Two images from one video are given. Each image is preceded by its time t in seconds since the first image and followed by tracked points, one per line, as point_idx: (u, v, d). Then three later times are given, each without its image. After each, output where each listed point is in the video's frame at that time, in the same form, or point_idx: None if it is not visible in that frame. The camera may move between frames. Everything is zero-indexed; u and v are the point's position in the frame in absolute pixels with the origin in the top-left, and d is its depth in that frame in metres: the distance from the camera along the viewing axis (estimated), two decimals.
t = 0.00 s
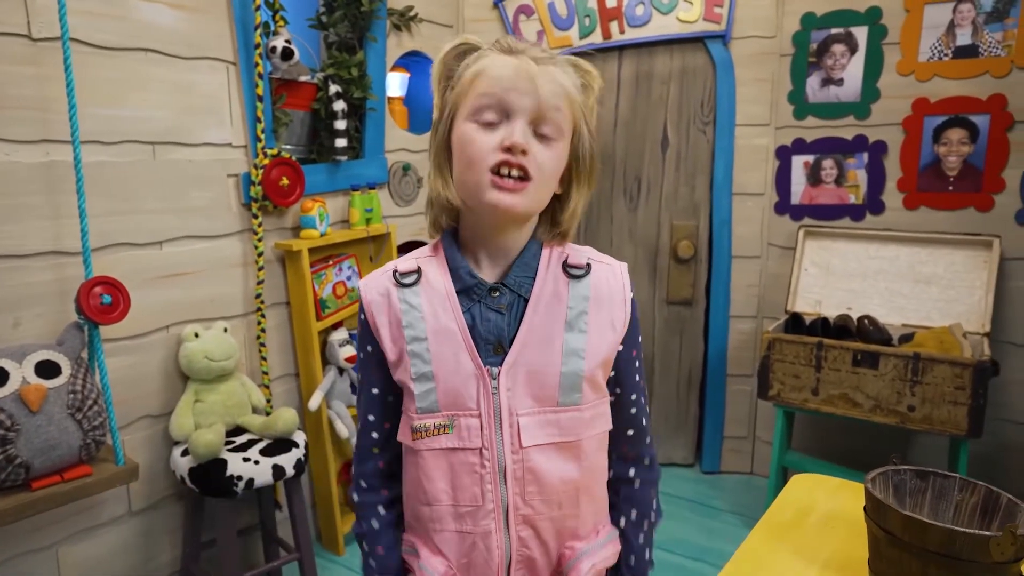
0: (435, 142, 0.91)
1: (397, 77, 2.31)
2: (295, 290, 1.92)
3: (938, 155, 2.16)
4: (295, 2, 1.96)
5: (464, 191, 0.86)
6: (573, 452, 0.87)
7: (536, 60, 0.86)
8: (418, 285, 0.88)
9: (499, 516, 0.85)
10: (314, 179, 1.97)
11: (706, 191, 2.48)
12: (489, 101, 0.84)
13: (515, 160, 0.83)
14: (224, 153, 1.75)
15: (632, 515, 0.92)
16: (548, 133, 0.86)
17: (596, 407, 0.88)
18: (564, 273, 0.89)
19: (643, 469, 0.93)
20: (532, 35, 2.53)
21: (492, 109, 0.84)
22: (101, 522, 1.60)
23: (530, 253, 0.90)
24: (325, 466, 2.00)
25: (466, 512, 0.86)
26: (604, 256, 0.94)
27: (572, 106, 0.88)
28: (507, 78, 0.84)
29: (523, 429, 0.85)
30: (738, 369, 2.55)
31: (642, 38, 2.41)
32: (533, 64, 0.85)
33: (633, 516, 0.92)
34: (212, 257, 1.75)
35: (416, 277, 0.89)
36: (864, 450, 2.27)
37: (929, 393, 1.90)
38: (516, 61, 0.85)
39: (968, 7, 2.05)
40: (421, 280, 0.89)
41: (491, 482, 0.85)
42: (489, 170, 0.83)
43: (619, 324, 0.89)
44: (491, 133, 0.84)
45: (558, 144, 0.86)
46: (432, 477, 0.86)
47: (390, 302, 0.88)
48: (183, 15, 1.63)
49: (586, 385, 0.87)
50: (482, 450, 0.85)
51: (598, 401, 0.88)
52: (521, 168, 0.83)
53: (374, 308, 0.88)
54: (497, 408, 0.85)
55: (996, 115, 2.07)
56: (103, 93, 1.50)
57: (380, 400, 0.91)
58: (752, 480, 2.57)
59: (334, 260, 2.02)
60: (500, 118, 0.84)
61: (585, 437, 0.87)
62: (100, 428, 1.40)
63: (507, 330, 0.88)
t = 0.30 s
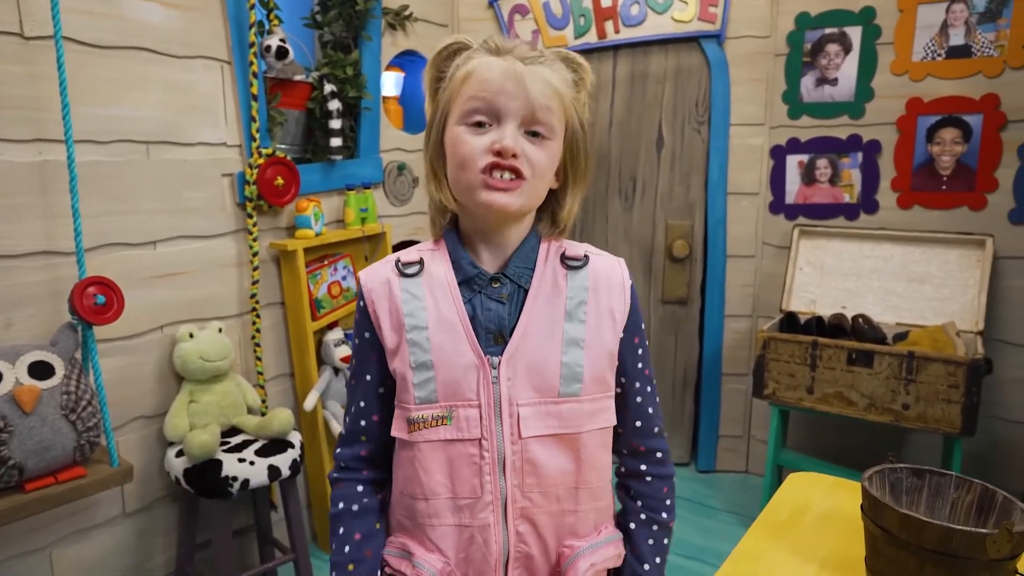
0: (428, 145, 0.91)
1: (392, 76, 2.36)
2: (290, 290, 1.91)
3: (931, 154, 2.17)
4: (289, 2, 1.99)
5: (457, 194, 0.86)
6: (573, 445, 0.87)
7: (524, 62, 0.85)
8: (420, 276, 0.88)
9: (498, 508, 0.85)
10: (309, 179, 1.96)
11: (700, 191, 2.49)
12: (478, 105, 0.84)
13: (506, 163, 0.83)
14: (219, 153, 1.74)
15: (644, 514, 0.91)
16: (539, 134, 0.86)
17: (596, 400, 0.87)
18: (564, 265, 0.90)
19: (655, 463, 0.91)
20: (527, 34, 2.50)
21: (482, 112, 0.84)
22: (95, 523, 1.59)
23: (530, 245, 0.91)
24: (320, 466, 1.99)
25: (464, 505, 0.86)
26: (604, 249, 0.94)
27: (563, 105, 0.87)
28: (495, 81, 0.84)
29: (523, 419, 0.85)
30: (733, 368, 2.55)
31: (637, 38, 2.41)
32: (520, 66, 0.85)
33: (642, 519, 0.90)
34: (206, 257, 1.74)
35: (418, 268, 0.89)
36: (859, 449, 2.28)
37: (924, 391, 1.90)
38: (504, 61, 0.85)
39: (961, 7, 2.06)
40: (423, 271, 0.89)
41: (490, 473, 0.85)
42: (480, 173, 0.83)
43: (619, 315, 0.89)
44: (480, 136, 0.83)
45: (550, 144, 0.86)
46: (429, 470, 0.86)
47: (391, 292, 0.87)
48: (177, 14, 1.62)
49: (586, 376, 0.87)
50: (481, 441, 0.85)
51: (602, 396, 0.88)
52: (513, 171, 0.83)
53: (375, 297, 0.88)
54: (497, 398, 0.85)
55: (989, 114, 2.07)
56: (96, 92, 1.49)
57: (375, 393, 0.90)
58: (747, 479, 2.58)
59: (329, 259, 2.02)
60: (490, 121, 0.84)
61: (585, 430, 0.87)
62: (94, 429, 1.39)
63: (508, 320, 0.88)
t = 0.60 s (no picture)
0: (429, 149, 0.92)
1: (387, 75, 2.28)
2: (284, 290, 1.90)
3: (925, 154, 2.18)
4: None
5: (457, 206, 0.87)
6: (572, 447, 0.86)
7: (524, 72, 0.84)
8: (421, 278, 0.88)
9: (496, 510, 0.85)
10: (303, 178, 1.95)
11: (696, 190, 2.49)
12: (477, 119, 0.84)
13: (505, 180, 0.83)
14: (213, 152, 1.73)
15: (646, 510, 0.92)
16: (539, 148, 0.85)
17: (595, 402, 0.87)
18: (564, 268, 0.89)
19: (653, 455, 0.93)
20: (522, 33, 2.51)
21: (481, 126, 0.84)
22: (88, 525, 1.58)
23: (530, 248, 0.91)
24: (316, 466, 1.98)
25: (463, 505, 0.85)
26: (605, 251, 0.93)
27: (564, 115, 0.86)
28: (494, 93, 0.83)
29: (522, 422, 0.85)
30: (728, 368, 2.56)
31: (632, 37, 2.41)
32: (520, 78, 0.83)
33: (643, 512, 0.92)
34: (200, 256, 1.73)
35: (418, 271, 0.89)
36: (854, 447, 2.28)
37: (919, 390, 1.91)
38: (504, 72, 0.83)
39: (955, 7, 2.06)
40: (423, 274, 0.89)
41: (488, 475, 0.85)
42: (478, 190, 0.84)
43: (618, 318, 0.88)
44: (479, 151, 0.83)
45: (550, 157, 0.86)
46: (430, 470, 0.86)
47: (392, 294, 0.87)
48: (170, 12, 1.61)
49: (585, 380, 0.86)
50: (480, 443, 0.85)
51: (598, 397, 0.87)
52: (511, 188, 0.84)
53: (376, 300, 0.88)
54: (496, 401, 0.85)
55: (982, 114, 2.08)
56: (89, 91, 1.48)
57: (379, 390, 0.91)
58: (742, 478, 2.58)
59: (324, 259, 2.01)
60: (489, 134, 0.84)
61: (584, 432, 0.87)
62: (88, 429, 1.38)
63: (507, 323, 0.88)
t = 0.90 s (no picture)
0: (432, 147, 0.91)
1: (382, 74, 2.31)
2: (279, 289, 1.89)
3: (920, 153, 2.18)
4: None
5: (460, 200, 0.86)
6: (572, 455, 0.86)
7: (528, 66, 0.84)
8: (420, 284, 0.87)
9: (496, 518, 0.84)
10: (298, 177, 1.94)
11: (691, 190, 2.49)
12: (481, 111, 0.83)
13: (508, 170, 0.82)
14: (207, 151, 1.72)
15: (635, 529, 0.91)
16: (542, 140, 0.84)
17: (595, 409, 0.86)
18: (564, 274, 0.88)
19: (645, 473, 0.92)
20: (518, 33, 2.50)
21: (486, 118, 0.83)
22: (81, 528, 1.56)
23: (531, 252, 0.90)
24: (311, 468, 1.97)
25: (463, 513, 0.85)
26: (606, 257, 0.93)
27: (567, 110, 0.86)
28: (499, 85, 0.82)
29: (522, 429, 0.84)
30: (724, 367, 2.56)
31: (628, 36, 2.40)
32: (524, 70, 0.83)
33: (632, 533, 0.91)
34: (194, 256, 1.72)
35: (418, 276, 0.88)
36: (850, 447, 2.29)
37: (915, 389, 1.91)
38: (509, 66, 0.84)
39: (949, 7, 2.07)
40: (423, 279, 0.88)
41: (488, 483, 0.84)
42: (483, 180, 0.82)
43: (618, 324, 0.88)
44: (483, 142, 0.83)
45: (553, 150, 0.85)
46: (429, 478, 0.85)
47: (392, 301, 0.86)
48: (164, 10, 1.60)
49: (586, 387, 0.86)
50: (480, 451, 0.84)
51: (598, 405, 0.87)
52: (515, 178, 0.82)
53: (375, 305, 0.87)
54: (496, 409, 0.84)
55: (976, 113, 2.09)
56: (81, 89, 1.47)
57: (382, 399, 0.90)
58: (738, 478, 2.59)
59: (319, 259, 2.00)
60: (494, 126, 0.83)
61: (584, 440, 0.86)
62: (81, 432, 1.37)
63: (507, 330, 0.87)
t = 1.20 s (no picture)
0: (428, 150, 0.90)
1: (378, 74, 2.33)
2: (274, 290, 1.87)
3: (915, 153, 2.18)
4: None
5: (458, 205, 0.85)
6: (574, 451, 0.85)
7: (524, 69, 0.83)
8: (419, 284, 0.87)
9: (499, 516, 0.84)
10: (294, 178, 1.93)
11: (687, 190, 2.49)
12: (479, 117, 0.82)
13: (506, 176, 0.81)
14: (201, 151, 1.71)
15: (636, 527, 0.91)
16: (539, 144, 0.84)
17: (596, 404, 0.86)
18: (563, 271, 0.88)
19: (646, 471, 0.91)
20: (513, 33, 2.49)
21: (483, 123, 0.82)
22: (75, 531, 1.55)
23: (530, 249, 0.89)
24: (307, 469, 1.95)
25: (466, 512, 0.84)
26: (603, 252, 0.93)
27: (563, 113, 0.85)
28: (495, 91, 0.81)
29: (525, 426, 0.84)
30: (720, 367, 2.56)
31: (624, 36, 2.40)
32: (520, 74, 0.82)
33: (634, 531, 0.91)
34: (189, 257, 1.71)
35: (416, 276, 0.87)
36: (846, 446, 2.29)
37: (910, 389, 1.92)
38: (504, 70, 0.83)
39: (943, 8, 2.08)
40: (422, 278, 0.87)
41: (491, 481, 0.83)
42: (481, 187, 0.82)
43: (618, 319, 0.88)
44: (481, 148, 0.82)
45: (550, 154, 0.84)
46: (431, 477, 0.84)
47: (391, 301, 0.86)
48: (159, 9, 1.59)
49: (586, 383, 0.85)
50: (483, 448, 0.84)
51: (599, 400, 0.86)
52: (512, 184, 0.82)
53: (375, 306, 0.86)
54: (498, 405, 0.84)
55: (971, 114, 2.09)
56: (74, 88, 1.45)
57: (381, 401, 0.89)
58: (734, 478, 2.59)
59: (314, 260, 1.99)
60: (491, 131, 0.82)
61: (586, 436, 0.85)
62: (75, 436, 1.35)
63: (508, 326, 0.87)
